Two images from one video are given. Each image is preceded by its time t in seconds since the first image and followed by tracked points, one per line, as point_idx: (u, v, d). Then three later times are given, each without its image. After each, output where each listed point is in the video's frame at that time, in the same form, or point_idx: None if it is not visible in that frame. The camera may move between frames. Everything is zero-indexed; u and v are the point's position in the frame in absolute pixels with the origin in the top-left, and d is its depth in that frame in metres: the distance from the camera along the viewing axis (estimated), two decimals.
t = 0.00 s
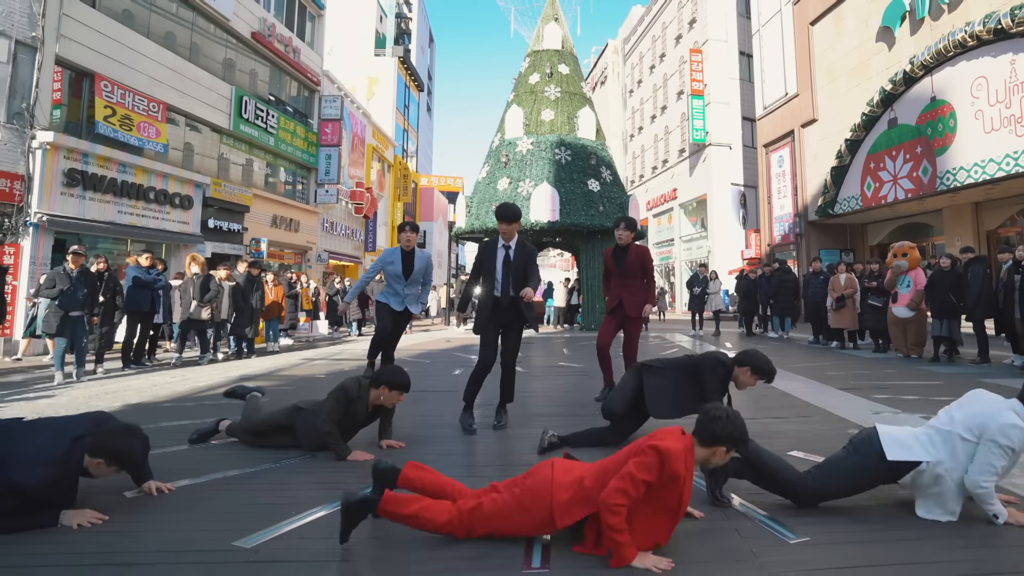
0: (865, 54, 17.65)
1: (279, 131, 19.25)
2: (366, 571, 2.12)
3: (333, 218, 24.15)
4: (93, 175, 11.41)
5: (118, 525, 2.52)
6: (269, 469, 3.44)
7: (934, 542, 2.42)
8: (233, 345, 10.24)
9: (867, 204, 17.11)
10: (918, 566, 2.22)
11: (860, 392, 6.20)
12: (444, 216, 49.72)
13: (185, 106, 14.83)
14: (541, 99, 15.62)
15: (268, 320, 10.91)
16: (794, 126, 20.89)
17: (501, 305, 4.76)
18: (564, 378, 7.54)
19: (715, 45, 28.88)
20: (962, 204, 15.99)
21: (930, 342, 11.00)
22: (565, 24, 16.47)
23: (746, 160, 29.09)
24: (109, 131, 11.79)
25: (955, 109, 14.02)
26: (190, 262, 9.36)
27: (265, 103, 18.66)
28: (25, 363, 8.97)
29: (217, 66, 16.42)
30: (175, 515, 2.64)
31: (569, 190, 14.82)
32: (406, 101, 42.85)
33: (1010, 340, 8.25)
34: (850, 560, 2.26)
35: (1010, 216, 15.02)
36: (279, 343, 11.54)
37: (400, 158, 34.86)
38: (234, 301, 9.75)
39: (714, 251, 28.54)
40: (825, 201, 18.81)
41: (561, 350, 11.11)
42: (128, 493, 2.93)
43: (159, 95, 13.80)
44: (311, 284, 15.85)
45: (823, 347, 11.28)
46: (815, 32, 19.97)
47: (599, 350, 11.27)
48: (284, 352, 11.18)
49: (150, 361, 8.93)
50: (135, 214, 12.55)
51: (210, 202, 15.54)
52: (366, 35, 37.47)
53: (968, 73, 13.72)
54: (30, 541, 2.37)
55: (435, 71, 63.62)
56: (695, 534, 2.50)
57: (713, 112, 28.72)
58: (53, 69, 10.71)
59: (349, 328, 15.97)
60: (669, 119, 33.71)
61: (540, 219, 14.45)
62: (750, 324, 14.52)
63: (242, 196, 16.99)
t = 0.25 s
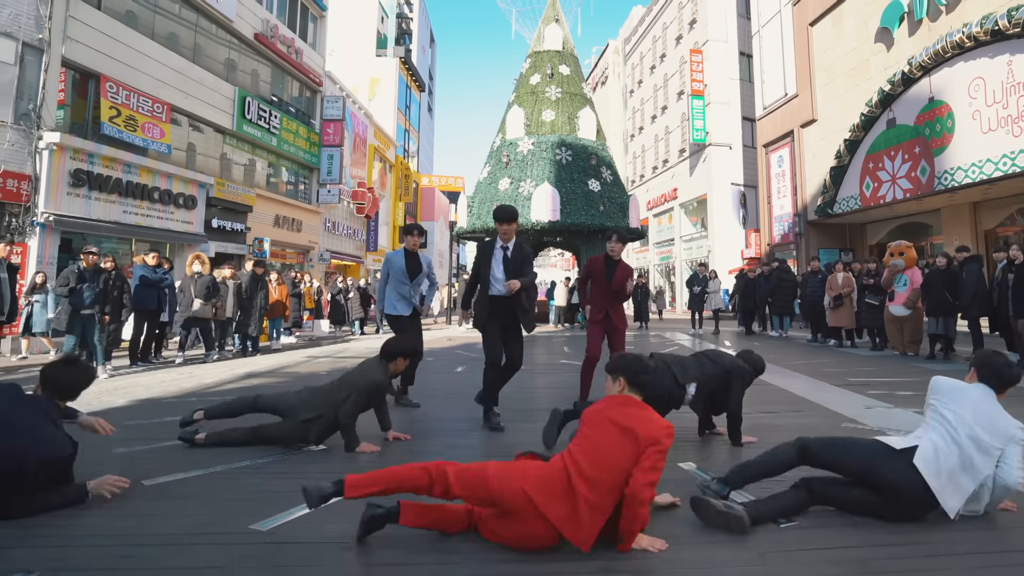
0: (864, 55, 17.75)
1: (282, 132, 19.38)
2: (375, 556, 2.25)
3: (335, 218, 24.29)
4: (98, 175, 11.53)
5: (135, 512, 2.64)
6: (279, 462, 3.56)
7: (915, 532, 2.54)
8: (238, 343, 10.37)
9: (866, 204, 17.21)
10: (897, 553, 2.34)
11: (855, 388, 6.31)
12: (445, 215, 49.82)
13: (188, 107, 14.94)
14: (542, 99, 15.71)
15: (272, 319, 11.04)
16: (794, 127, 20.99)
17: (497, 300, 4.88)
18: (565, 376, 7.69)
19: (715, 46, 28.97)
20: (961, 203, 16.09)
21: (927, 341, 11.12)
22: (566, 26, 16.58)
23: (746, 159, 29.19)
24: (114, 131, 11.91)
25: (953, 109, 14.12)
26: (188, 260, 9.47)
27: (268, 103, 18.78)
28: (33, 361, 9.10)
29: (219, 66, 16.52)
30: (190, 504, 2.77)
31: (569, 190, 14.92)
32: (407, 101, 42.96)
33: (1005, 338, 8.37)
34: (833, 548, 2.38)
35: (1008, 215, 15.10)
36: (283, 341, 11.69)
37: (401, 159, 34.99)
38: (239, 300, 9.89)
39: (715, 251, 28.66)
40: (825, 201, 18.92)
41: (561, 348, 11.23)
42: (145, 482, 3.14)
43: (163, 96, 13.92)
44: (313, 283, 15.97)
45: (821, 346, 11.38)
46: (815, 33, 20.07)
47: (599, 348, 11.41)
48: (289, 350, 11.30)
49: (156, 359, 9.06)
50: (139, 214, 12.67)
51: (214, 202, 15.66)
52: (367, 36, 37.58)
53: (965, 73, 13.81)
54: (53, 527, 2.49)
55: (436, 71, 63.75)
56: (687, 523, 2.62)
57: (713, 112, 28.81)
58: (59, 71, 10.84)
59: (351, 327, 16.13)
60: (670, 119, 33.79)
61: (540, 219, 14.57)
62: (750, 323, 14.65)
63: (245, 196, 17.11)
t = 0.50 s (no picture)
0: (862, 56, 17.86)
1: (284, 132, 19.51)
2: (385, 548, 2.38)
3: (337, 218, 24.45)
4: (105, 176, 11.65)
5: (153, 508, 2.76)
6: (288, 461, 3.67)
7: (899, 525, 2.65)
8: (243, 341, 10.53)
9: (865, 205, 17.32)
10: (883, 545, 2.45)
11: (850, 385, 6.42)
12: (446, 215, 49.99)
13: (192, 108, 15.08)
14: (543, 100, 15.84)
15: (276, 317, 11.21)
16: (793, 127, 21.11)
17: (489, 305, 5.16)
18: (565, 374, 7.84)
19: (715, 46, 29.07)
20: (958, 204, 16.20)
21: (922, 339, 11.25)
22: (566, 27, 16.71)
23: (746, 159, 29.31)
24: (119, 132, 12.04)
25: (950, 110, 14.23)
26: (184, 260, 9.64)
27: (271, 104, 18.93)
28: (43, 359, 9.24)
29: (222, 67, 16.63)
30: (204, 500, 2.89)
31: (570, 190, 15.03)
32: (409, 102, 43.08)
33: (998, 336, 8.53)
34: (821, 540, 2.49)
35: (1005, 215, 15.19)
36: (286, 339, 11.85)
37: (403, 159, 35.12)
38: (244, 300, 10.04)
39: (715, 251, 28.78)
40: (823, 201, 19.04)
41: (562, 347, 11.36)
42: (163, 470, 3.42)
43: (167, 98, 14.06)
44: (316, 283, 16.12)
45: (818, 344, 11.49)
46: (814, 34, 20.18)
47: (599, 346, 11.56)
48: (293, 348, 11.44)
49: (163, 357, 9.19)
50: (144, 214, 12.80)
51: (218, 202, 15.81)
52: (368, 37, 37.73)
53: (962, 74, 13.91)
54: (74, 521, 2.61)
55: (437, 71, 63.91)
56: (682, 519, 2.74)
57: (714, 113, 28.92)
58: (67, 72, 10.96)
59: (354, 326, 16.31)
60: (670, 119, 33.93)
61: (541, 218, 14.68)
62: (749, 322, 14.78)
63: (248, 197, 17.25)
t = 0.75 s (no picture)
0: (860, 57, 18.00)
1: (287, 133, 19.65)
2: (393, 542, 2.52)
3: (338, 218, 24.60)
4: (111, 177, 11.79)
5: (179, 508, 2.92)
6: (301, 461, 3.83)
7: (884, 520, 2.81)
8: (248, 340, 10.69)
9: (862, 205, 17.46)
10: (867, 540, 2.61)
11: (844, 383, 6.58)
12: (447, 215, 50.17)
13: (195, 109, 15.21)
14: (543, 101, 15.97)
15: (280, 317, 11.37)
16: (792, 128, 21.25)
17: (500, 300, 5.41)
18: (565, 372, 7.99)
19: (715, 47, 29.21)
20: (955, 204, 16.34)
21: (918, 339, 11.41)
22: (567, 29, 16.85)
23: (745, 160, 29.46)
24: (124, 133, 12.19)
25: (946, 111, 14.37)
26: (187, 261, 9.85)
27: (273, 106, 19.07)
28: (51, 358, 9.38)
29: (223, 68, 16.73)
30: (225, 499, 3.04)
31: (570, 190, 15.16)
32: (409, 103, 43.23)
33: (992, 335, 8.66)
34: (809, 536, 2.65)
35: (1003, 215, 15.31)
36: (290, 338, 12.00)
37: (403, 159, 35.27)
38: (248, 299, 10.19)
39: (714, 251, 28.92)
40: (822, 201, 19.18)
41: (563, 346, 11.51)
42: (182, 460, 3.75)
43: (171, 99, 14.20)
44: (319, 283, 16.27)
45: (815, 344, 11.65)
46: (812, 35, 20.32)
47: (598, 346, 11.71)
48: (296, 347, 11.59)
49: (170, 356, 9.34)
50: (149, 214, 12.93)
51: (220, 203, 15.96)
52: (369, 38, 37.87)
53: (958, 76, 14.06)
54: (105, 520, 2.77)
55: (437, 71, 64.08)
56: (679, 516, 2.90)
57: (713, 114, 29.06)
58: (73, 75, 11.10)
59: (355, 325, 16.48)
60: (670, 120, 34.08)
61: (542, 218, 14.80)
62: (748, 321, 14.92)
63: (251, 197, 17.37)
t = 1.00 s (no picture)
0: (856, 59, 18.18)
1: (287, 134, 19.80)
2: (404, 544, 2.66)
3: (338, 219, 24.76)
4: (114, 178, 11.92)
5: (198, 507, 3.07)
6: (312, 459, 3.99)
7: (870, 513, 2.97)
8: (251, 339, 10.86)
9: (858, 205, 17.65)
10: (852, 531, 2.77)
11: (837, 382, 6.75)
12: (445, 215, 50.36)
13: (196, 110, 15.35)
14: (541, 102, 16.13)
15: (283, 317, 11.55)
16: (789, 129, 21.43)
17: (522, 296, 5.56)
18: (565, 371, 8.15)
19: (712, 48, 29.40)
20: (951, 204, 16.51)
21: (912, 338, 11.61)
22: (565, 31, 17.02)
23: (742, 160, 29.66)
24: (127, 136, 12.35)
25: (942, 112, 14.56)
26: (188, 261, 10.01)
27: (274, 107, 19.21)
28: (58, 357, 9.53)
29: (223, 69, 16.84)
30: (241, 499, 3.21)
31: (569, 191, 15.32)
32: (408, 104, 43.38)
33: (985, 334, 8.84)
34: (798, 528, 2.81)
35: (999, 216, 15.49)
36: (292, 338, 12.17)
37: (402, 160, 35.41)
38: (251, 300, 10.35)
39: (711, 251, 29.11)
40: (818, 202, 19.36)
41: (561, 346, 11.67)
42: (195, 452, 4.02)
43: (173, 101, 14.36)
44: (320, 283, 16.43)
45: (811, 343, 11.82)
46: (809, 37, 20.49)
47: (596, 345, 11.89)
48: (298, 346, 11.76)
49: (175, 355, 9.51)
50: (152, 215, 13.07)
51: (222, 203, 16.12)
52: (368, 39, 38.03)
53: (954, 77, 14.23)
54: (131, 517, 2.93)
55: (436, 72, 64.21)
56: (675, 510, 3.06)
57: (710, 114, 29.26)
58: (78, 78, 11.25)
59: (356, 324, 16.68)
60: (667, 120, 34.26)
61: (541, 219, 14.95)
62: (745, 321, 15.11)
63: (252, 198, 17.50)
